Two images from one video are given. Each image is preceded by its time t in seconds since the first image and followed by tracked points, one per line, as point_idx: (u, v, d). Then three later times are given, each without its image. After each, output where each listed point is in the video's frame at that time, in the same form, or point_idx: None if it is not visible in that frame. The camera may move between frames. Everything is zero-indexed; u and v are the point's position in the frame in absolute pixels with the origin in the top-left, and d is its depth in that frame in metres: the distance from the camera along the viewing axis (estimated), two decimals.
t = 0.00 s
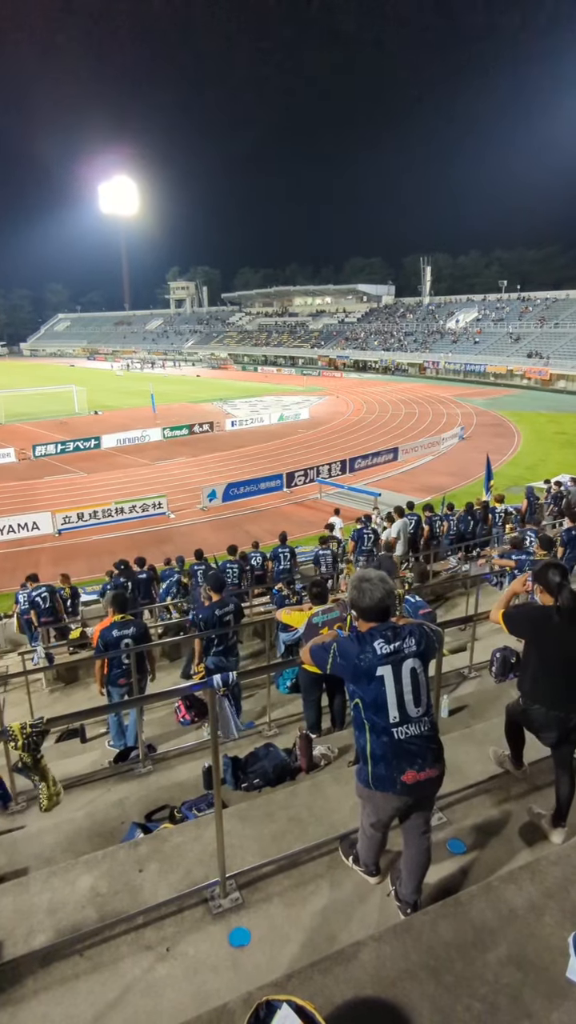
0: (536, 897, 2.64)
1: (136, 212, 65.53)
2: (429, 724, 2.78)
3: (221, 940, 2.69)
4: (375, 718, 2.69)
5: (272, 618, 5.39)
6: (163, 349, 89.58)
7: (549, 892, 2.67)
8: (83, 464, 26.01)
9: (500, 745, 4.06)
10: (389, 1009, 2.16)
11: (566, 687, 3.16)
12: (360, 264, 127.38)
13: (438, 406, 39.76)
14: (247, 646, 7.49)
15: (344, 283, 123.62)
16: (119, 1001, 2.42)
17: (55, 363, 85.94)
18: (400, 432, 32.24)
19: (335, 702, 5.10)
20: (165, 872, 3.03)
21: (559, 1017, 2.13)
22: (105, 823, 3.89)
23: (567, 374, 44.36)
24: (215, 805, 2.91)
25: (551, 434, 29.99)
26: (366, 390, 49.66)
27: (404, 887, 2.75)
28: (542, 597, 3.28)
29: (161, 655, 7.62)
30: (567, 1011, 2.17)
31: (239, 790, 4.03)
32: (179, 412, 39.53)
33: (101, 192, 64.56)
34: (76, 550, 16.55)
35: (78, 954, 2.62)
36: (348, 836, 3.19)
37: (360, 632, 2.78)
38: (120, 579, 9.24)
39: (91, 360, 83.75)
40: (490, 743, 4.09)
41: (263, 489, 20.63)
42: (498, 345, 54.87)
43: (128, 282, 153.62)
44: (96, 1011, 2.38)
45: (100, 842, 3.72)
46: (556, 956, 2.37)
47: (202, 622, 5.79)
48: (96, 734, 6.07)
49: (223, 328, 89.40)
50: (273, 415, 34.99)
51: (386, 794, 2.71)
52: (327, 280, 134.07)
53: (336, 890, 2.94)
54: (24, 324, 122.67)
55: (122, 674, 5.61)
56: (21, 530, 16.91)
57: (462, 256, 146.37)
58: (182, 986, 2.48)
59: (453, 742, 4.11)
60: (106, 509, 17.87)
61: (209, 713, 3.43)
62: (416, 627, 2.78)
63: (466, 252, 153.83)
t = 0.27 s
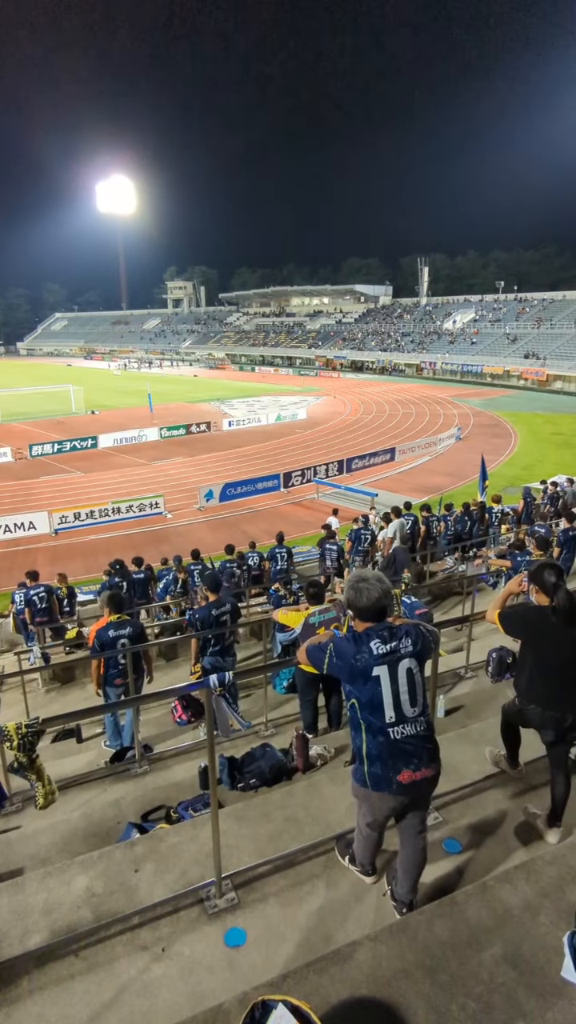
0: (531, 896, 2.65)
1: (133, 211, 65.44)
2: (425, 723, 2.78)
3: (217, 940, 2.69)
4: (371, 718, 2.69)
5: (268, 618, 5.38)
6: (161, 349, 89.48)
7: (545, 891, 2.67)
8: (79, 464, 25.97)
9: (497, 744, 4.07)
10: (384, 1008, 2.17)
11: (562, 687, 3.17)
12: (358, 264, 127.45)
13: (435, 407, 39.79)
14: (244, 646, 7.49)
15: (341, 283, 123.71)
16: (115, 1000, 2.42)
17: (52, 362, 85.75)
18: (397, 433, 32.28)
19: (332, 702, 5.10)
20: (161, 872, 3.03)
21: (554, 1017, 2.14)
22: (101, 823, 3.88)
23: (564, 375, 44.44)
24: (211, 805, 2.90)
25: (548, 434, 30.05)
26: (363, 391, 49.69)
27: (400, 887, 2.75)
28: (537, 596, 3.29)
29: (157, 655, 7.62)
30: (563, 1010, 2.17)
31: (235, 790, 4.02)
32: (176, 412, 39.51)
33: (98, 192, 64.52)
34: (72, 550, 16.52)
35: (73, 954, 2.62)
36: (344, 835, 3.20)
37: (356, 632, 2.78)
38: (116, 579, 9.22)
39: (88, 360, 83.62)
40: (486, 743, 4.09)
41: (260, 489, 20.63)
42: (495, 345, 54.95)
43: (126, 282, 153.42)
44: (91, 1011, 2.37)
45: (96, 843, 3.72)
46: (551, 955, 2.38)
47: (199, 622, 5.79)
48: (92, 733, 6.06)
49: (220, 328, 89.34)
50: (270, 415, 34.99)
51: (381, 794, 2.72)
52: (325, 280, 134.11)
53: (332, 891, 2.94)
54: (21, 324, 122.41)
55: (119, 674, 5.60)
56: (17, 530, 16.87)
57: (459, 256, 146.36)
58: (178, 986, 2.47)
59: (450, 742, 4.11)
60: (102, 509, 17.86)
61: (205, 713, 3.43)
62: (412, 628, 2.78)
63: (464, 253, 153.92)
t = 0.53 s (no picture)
0: (528, 896, 2.66)
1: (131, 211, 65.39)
2: (421, 723, 2.79)
3: (214, 940, 2.69)
4: (368, 718, 2.69)
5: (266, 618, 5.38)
6: (158, 349, 89.39)
7: (542, 891, 2.68)
8: (77, 464, 25.93)
9: (494, 745, 4.07)
10: (381, 1009, 2.17)
11: (559, 687, 3.18)
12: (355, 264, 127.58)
13: (433, 407, 39.90)
14: (241, 646, 7.50)
15: (339, 283, 123.78)
16: (113, 1001, 2.42)
17: (48, 362, 85.68)
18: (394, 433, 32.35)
19: (329, 702, 5.11)
20: (159, 872, 3.03)
21: (550, 1016, 2.14)
22: (98, 823, 3.88)
23: (561, 375, 44.55)
24: (209, 805, 2.90)
25: (545, 435, 30.11)
26: (360, 391, 49.75)
27: (397, 887, 2.76)
28: (535, 597, 3.30)
29: (155, 655, 7.62)
30: (559, 1010, 2.17)
31: (232, 790, 4.02)
32: (174, 412, 39.49)
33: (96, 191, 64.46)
34: (70, 550, 16.53)
35: (71, 954, 2.62)
36: (341, 835, 3.20)
37: (353, 632, 2.79)
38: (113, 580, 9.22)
39: (85, 360, 83.59)
40: (483, 743, 4.10)
41: (258, 489, 20.64)
42: (492, 346, 55.05)
43: (123, 281, 153.28)
44: (88, 1012, 2.37)
45: (93, 844, 3.71)
46: (548, 955, 2.38)
47: (196, 622, 5.78)
48: (89, 734, 6.07)
49: (218, 328, 89.30)
50: (268, 415, 35.04)
51: (378, 794, 2.72)
52: (322, 280, 134.17)
53: (330, 891, 2.94)
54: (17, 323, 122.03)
55: (116, 674, 5.60)
56: (15, 530, 16.83)
57: (457, 256, 146.42)
58: (175, 986, 2.48)
59: (447, 742, 4.12)
60: (100, 509, 17.85)
61: (203, 713, 3.44)
62: (410, 628, 2.79)
63: (462, 253, 154.08)
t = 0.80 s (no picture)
0: (527, 895, 2.66)
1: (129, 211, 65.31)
2: (420, 723, 2.79)
3: (213, 941, 2.69)
4: (366, 719, 2.69)
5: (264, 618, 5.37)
6: (156, 349, 89.30)
7: (541, 891, 2.68)
8: (75, 464, 25.89)
9: (492, 745, 4.07)
10: (380, 1009, 2.17)
11: (558, 687, 3.18)
12: (354, 264, 127.67)
13: (431, 407, 39.93)
14: (239, 646, 7.49)
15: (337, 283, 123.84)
16: (111, 1002, 2.41)
17: (46, 362, 85.60)
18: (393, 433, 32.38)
19: (327, 703, 5.11)
20: (157, 872, 3.03)
21: (549, 1016, 2.14)
22: (96, 824, 3.88)
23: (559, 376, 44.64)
24: (207, 805, 2.89)
25: (543, 435, 30.16)
26: (358, 391, 49.77)
27: (395, 887, 2.75)
28: (533, 597, 3.29)
29: (153, 655, 7.61)
30: (558, 1009, 2.18)
31: (231, 791, 4.02)
32: (171, 412, 39.46)
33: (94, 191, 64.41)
34: (68, 550, 16.52)
35: (69, 955, 2.62)
36: (340, 835, 3.20)
37: (352, 633, 2.78)
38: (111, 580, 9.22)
39: (83, 360, 83.52)
40: (482, 743, 4.11)
41: (256, 489, 20.63)
42: (490, 345, 55.13)
43: (121, 281, 153.17)
44: (86, 1013, 2.37)
45: (92, 844, 3.71)
46: (546, 954, 2.39)
47: (195, 622, 5.78)
48: (87, 734, 6.06)
49: (216, 328, 89.25)
50: (266, 414, 35.04)
51: (377, 795, 2.72)
52: (320, 279, 134.17)
53: (328, 891, 2.94)
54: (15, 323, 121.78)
55: (115, 675, 5.59)
56: (13, 531, 16.81)
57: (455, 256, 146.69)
58: (174, 987, 2.47)
59: (445, 742, 4.12)
60: (98, 509, 17.83)
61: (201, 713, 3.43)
62: (408, 629, 2.79)
63: (461, 253, 154.07)
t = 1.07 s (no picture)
0: (525, 895, 2.66)
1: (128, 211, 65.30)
2: (418, 723, 2.79)
3: (211, 941, 2.69)
4: (365, 718, 2.69)
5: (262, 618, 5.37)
6: (155, 348, 89.24)
7: (539, 892, 2.68)
8: (74, 464, 25.87)
9: (491, 744, 4.08)
10: (379, 1009, 2.17)
11: (556, 687, 3.18)
12: (352, 264, 127.77)
13: (430, 407, 39.97)
14: (238, 646, 7.50)
15: (336, 283, 123.91)
16: (110, 1002, 2.41)
17: (45, 362, 85.51)
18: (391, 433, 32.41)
19: (326, 702, 5.11)
20: (155, 872, 3.03)
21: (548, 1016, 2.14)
22: (95, 824, 3.88)
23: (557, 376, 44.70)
24: (206, 806, 2.89)
25: (541, 435, 30.20)
26: (357, 391, 49.79)
27: (394, 887, 2.76)
28: (531, 597, 3.29)
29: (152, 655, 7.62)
30: (556, 1009, 2.18)
31: (229, 791, 4.02)
32: (170, 412, 39.44)
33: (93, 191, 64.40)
34: (67, 550, 16.50)
35: (67, 955, 2.62)
36: (339, 836, 3.20)
37: (350, 632, 2.79)
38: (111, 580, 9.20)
39: (82, 360, 83.49)
40: (481, 744, 4.11)
41: (255, 489, 20.63)
42: (489, 346, 55.19)
43: (119, 281, 153.18)
44: (85, 1012, 2.37)
45: (90, 844, 3.71)
46: (543, 952, 2.40)
47: (193, 623, 5.78)
48: (86, 735, 6.06)
49: (215, 328, 89.23)
50: (265, 414, 35.04)
51: (375, 795, 2.72)
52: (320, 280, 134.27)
53: (327, 891, 2.94)
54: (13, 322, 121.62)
55: (114, 675, 5.59)
56: (11, 531, 16.79)
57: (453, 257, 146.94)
58: (173, 987, 2.47)
59: (444, 742, 4.12)
60: (97, 509, 17.83)
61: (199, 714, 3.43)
62: (407, 629, 2.79)
63: (460, 253, 153.99)
